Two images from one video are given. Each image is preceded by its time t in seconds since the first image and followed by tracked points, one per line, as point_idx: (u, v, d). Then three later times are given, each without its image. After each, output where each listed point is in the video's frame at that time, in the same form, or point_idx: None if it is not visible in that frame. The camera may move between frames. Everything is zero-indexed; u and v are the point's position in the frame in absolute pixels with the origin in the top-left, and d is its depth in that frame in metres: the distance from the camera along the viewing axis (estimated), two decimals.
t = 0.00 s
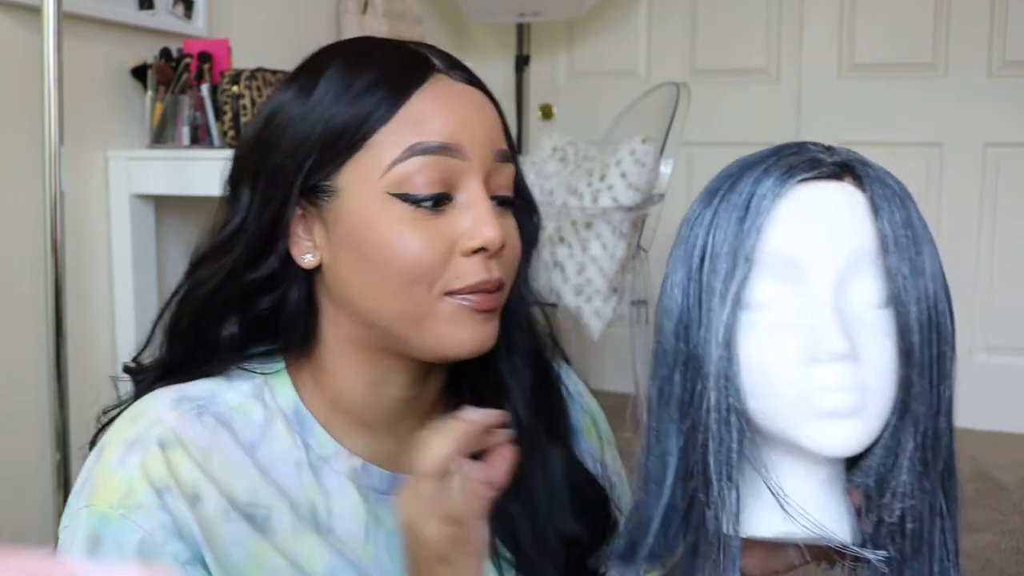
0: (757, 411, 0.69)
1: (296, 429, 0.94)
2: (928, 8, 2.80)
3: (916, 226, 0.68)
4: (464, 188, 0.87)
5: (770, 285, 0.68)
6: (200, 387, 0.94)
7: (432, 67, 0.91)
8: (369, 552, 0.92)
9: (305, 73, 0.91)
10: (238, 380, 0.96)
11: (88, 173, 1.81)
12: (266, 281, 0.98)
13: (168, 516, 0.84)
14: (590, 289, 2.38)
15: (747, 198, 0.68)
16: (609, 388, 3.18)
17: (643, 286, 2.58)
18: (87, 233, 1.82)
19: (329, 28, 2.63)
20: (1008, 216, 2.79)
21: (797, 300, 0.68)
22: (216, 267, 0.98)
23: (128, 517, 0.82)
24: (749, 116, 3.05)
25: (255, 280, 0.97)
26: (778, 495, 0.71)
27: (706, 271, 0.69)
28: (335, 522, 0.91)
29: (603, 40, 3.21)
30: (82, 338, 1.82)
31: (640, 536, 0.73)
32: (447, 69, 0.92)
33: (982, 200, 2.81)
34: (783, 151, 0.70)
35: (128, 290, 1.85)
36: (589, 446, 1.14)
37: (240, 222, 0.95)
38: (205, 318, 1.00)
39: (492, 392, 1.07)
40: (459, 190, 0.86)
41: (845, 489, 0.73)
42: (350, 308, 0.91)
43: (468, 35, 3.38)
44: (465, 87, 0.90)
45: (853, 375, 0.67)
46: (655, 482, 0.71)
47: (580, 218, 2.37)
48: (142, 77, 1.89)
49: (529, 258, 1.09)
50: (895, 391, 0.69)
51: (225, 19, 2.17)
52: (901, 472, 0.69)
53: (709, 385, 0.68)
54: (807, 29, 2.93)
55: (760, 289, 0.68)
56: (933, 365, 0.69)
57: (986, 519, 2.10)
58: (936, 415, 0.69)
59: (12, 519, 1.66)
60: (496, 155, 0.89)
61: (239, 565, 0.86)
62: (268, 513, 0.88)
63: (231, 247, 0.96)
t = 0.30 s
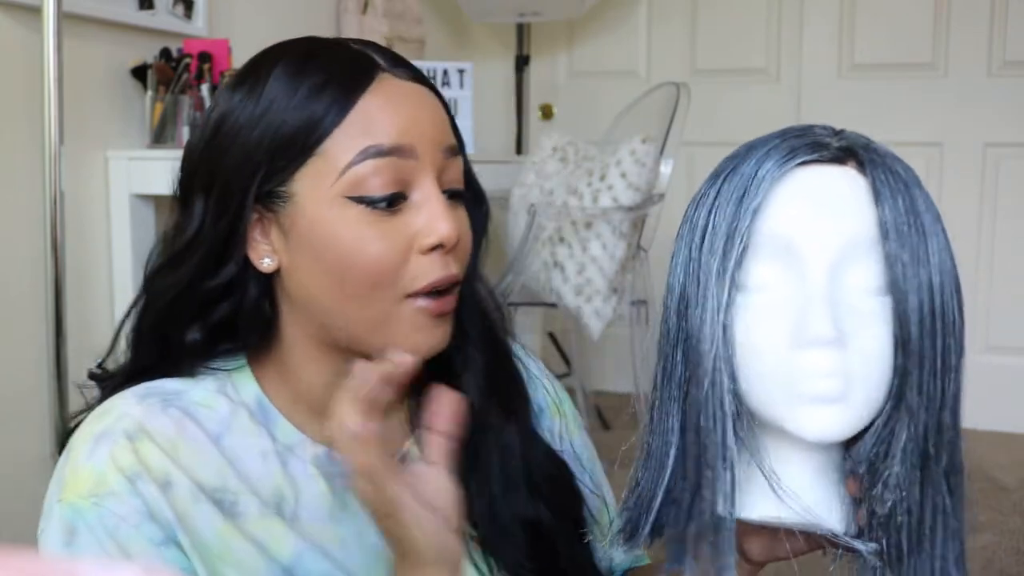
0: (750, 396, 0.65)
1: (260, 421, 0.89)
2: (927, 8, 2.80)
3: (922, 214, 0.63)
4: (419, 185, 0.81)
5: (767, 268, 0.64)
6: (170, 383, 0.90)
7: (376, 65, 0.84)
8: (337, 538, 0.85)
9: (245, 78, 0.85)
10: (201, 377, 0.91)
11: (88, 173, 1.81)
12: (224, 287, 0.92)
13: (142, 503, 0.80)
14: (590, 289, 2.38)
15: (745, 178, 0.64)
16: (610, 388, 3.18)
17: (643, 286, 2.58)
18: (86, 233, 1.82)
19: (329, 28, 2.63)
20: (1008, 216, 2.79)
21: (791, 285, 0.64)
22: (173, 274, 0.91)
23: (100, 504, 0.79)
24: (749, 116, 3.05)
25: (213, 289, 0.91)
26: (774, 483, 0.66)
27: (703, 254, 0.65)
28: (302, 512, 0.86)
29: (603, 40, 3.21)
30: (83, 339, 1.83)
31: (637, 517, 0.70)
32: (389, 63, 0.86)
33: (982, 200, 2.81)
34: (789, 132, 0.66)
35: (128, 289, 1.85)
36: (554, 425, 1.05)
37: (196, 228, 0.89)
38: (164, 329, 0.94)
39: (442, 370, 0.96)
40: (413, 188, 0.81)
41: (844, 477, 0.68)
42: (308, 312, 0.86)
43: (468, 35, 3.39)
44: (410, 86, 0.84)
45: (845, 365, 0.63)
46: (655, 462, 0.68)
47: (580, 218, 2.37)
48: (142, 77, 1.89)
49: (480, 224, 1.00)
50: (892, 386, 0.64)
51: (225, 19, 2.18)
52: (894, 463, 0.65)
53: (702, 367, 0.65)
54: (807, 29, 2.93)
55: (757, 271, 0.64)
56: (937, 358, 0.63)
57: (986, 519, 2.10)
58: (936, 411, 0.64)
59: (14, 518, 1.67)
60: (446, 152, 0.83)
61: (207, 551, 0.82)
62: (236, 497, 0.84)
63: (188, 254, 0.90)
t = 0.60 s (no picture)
0: (748, 401, 0.65)
1: (234, 419, 0.89)
2: (927, 8, 2.80)
3: (939, 246, 0.61)
4: (408, 215, 0.82)
5: (776, 278, 0.63)
6: (144, 383, 0.90)
7: (374, 87, 0.84)
8: (313, 532, 0.88)
9: (241, 81, 0.83)
10: (177, 377, 0.91)
11: (88, 173, 1.81)
12: (206, 292, 0.92)
13: (120, 499, 0.79)
14: (590, 289, 2.38)
15: (767, 190, 0.64)
16: (610, 388, 3.19)
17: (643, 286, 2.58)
18: (87, 233, 1.82)
19: (329, 27, 2.64)
20: (1008, 216, 2.79)
21: (797, 295, 0.63)
22: (157, 275, 0.91)
23: (79, 502, 0.78)
24: (750, 116, 3.05)
25: (195, 293, 0.92)
26: (759, 487, 0.66)
27: (720, 257, 0.65)
28: (277, 506, 0.87)
29: (603, 40, 3.21)
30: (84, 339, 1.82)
31: (631, 505, 0.71)
32: (385, 82, 0.85)
33: (983, 199, 2.81)
34: (821, 151, 0.65)
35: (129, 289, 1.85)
36: (530, 420, 1.05)
37: (176, 230, 0.88)
38: (144, 330, 0.94)
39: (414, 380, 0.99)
40: (401, 219, 0.82)
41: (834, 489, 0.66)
42: (288, 322, 0.86)
43: (468, 36, 3.38)
44: (407, 111, 0.84)
45: (839, 380, 0.62)
46: (654, 451, 0.69)
47: (580, 218, 2.37)
48: (142, 77, 1.89)
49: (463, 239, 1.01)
50: (884, 408, 0.62)
51: (225, 20, 2.17)
52: (878, 482, 0.63)
53: (705, 362, 0.65)
54: (807, 29, 2.93)
55: (766, 280, 0.64)
56: (940, 389, 0.61)
57: (986, 519, 2.10)
58: (931, 438, 0.61)
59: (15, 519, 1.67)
60: (436, 180, 0.84)
61: (185, 547, 0.81)
62: (211, 494, 0.84)
63: (171, 257, 0.90)
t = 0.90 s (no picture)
0: (750, 377, 0.67)
1: (229, 419, 0.89)
2: (927, 7, 2.80)
3: (940, 230, 0.63)
4: (404, 218, 0.82)
5: (779, 258, 0.66)
6: (139, 384, 0.90)
7: (373, 89, 0.84)
8: (309, 530, 0.88)
9: (239, 78, 0.83)
10: (172, 377, 0.91)
11: (88, 173, 1.80)
12: (203, 292, 0.91)
13: (113, 502, 0.79)
14: (590, 289, 2.38)
15: (770, 173, 0.66)
16: (610, 388, 3.19)
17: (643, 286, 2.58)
18: (87, 233, 1.82)
19: (329, 27, 2.63)
20: (1009, 216, 2.80)
21: (800, 275, 0.65)
22: (156, 273, 0.91)
23: (72, 505, 0.78)
24: (750, 116, 3.05)
25: (193, 290, 0.91)
26: (763, 461, 0.68)
27: (724, 239, 0.67)
28: (272, 507, 0.87)
29: (603, 40, 3.21)
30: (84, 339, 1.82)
31: (633, 487, 0.72)
32: (384, 84, 0.85)
33: (983, 200, 2.81)
34: (825, 139, 0.68)
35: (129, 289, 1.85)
36: (523, 418, 1.05)
37: (174, 227, 0.88)
38: (140, 327, 0.93)
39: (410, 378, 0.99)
40: (399, 221, 0.82)
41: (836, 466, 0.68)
42: (284, 320, 0.86)
43: (468, 35, 3.38)
44: (405, 113, 0.84)
45: (840, 355, 0.64)
46: (655, 432, 0.71)
47: (580, 218, 2.36)
48: (142, 77, 1.89)
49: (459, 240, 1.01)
50: (885, 385, 0.64)
51: (224, 19, 2.17)
52: (881, 457, 0.65)
53: (709, 338, 0.67)
54: (807, 29, 2.93)
55: (769, 260, 0.66)
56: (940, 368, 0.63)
57: (986, 519, 2.10)
58: (936, 418, 0.63)
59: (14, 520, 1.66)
60: (432, 183, 0.84)
61: (179, 549, 0.81)
62: (205, 495, 0.84)
63: (169, 254, 0.89)
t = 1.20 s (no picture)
0: (729, 370, 0.67)
1: (233, 418, 0.89)
2: (927, 7, 2.80)
3: (914, 219, 0.63)
4: (406, 219, 0.82)
5: (755, 250, 0.66)
6: (144, 382, 0.90)
7: (377, 89, 0.84)
8: (313, 527, 0.86)
9: (244, 75, 0.84)
10: (176, 374, 0.91)
11: (88, 173, 1.81)
12: (207, 290, 0.92)
13: (112, 501, 0.79)
14: (590, 289, 2.38)
15: (747, 168, 0.67)
16: (610, 387, 3.19)
17: (643, 286, 2.58)
18: (86, 234, 1.82)
19: (329, 28, 2.64)
20: (1008, 216, 2.80)
21: (776, 267, 0.65)
22: (161, 270, 0.91)
23: (73, 504, 0.78)
24: (750, 116, 3.05)
25: (197, 289, 0.91)
26: (743, 453, 0.68)
27: (702, 233, 0.68)
28: (275, 506, 0.86)
29: (603, 40, 3.21)
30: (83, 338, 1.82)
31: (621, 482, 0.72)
32: (389, 84, 0.85)
33: (982, 200, 2.81)
34: (801, 135, 0.68)
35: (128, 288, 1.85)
36: (527, 420, 1.05)
37: (179, 224, 0.88)
38: (146, 324, 0.93)
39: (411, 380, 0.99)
40: (401, 223, 0.82)
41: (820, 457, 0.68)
42: (285, 319, 0.87)
43: (468, 35, 3.39)
44: (408, 113, 0.84)
45: (817, 345, 0.64)
46: (644, 428, 0.71)
47: (580, 218, 2.37)
48: (142, 77, 1.89)
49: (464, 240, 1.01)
50: (862, 375, 0.64)
51: (224, 19, 2.17)
52: (857, 444, 0.65)
53: (688, 333, 0.67)
54: (807, 29, 2.93)
55: (746, 253, 0.66)
56: (915, 355, 0.63)
57: (985, 519, 2.10)
58: (912, 406, 0.63)
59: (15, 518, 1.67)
60: (437, 185, 0.84)
61: (178, 548, 0.81)
62: (206, 494, 0.84)
63: (174, 251, 0.90)
